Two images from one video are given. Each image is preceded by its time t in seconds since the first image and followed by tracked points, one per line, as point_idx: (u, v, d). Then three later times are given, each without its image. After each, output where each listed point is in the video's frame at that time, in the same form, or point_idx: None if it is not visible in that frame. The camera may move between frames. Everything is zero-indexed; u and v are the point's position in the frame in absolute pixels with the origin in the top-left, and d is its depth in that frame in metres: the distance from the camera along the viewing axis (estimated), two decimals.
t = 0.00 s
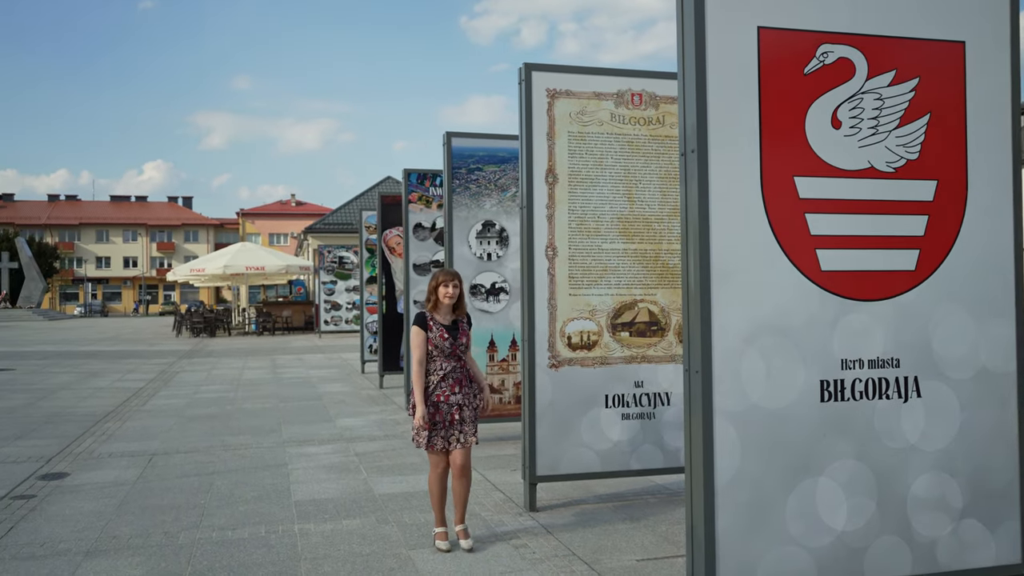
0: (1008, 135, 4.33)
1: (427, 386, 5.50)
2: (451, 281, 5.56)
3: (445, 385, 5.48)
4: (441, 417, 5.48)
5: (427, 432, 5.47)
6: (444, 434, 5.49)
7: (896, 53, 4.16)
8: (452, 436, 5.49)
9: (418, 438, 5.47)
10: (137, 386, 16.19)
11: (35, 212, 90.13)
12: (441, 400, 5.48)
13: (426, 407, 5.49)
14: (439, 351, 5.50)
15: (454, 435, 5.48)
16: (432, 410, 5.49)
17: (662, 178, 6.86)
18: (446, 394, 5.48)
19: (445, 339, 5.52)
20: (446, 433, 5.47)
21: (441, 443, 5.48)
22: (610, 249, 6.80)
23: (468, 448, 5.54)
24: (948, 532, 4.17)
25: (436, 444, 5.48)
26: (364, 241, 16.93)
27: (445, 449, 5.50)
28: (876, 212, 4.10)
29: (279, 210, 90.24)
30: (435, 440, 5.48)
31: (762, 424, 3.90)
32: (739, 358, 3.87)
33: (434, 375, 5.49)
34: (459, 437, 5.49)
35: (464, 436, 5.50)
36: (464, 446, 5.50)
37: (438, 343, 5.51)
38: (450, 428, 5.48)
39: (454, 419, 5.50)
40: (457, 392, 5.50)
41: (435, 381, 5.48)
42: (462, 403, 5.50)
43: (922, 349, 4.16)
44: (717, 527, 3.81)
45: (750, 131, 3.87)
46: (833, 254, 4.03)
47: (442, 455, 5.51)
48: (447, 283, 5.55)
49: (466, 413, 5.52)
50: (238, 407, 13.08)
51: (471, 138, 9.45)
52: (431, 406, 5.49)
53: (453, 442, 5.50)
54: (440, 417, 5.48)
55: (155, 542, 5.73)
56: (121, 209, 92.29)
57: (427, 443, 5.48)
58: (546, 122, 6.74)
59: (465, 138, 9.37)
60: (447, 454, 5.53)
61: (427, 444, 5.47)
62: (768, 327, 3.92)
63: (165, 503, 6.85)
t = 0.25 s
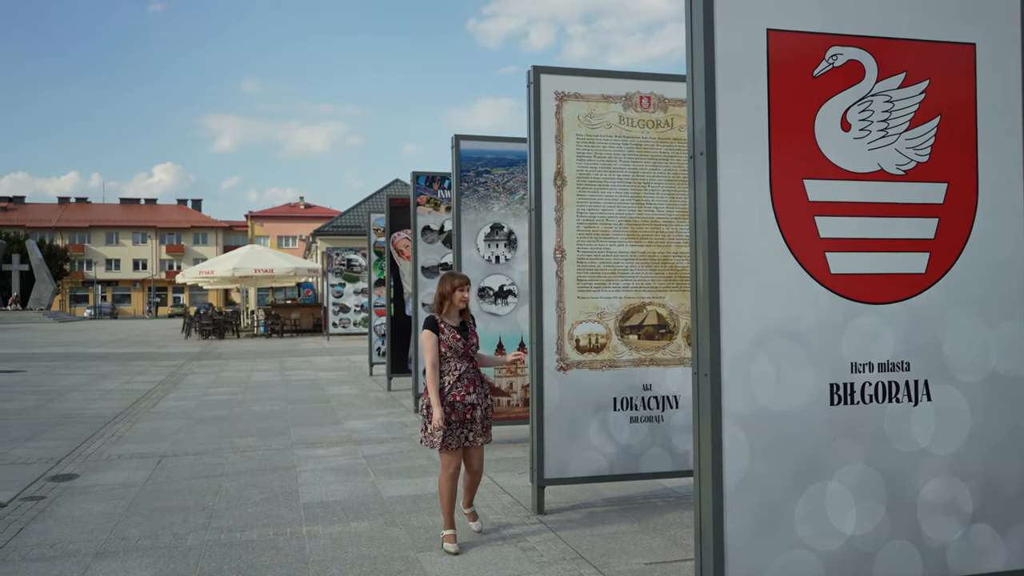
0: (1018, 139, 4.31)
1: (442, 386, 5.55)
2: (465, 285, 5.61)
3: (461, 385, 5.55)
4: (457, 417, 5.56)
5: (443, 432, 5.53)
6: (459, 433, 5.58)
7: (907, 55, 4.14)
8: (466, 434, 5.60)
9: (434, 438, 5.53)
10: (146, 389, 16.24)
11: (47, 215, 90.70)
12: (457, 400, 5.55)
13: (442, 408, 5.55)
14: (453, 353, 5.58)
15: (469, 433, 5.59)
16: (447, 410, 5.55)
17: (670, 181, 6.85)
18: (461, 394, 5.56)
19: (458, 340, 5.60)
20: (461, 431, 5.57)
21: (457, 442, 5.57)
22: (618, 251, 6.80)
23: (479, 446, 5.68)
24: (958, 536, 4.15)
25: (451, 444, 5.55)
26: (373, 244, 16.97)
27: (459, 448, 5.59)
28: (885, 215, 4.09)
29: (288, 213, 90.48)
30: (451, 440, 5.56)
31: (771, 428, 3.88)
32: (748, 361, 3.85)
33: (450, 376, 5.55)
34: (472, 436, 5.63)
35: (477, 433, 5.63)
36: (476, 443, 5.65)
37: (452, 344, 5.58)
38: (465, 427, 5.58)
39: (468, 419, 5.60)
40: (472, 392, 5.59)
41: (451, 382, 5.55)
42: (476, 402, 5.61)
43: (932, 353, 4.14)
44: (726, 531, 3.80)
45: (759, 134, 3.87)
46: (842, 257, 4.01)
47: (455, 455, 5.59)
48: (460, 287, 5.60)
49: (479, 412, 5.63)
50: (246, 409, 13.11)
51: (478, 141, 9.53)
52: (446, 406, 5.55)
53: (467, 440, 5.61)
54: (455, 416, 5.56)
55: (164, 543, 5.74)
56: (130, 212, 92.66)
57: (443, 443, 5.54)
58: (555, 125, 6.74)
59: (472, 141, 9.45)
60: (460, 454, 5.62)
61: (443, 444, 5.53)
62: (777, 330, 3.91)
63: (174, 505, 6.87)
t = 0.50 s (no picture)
0: None
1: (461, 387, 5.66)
2: (476, 287, 5.82)
3: (480, 385, 5.69)
4: (477, 416, 5.67)
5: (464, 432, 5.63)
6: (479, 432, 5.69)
7: (913, 59, 4.14)
8: (485, 433, 5.72)
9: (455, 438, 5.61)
10: (150, 389, 16.26)
11: (52, 215, 90.89)
12: (476, 399, 5.68)
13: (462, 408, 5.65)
14: (469, 353, 5.72)
15: (487, 432, 5.72)
16: (467, 410, 5.66)
17: (675, 184, 6.86)
18: (480, 393, 5.69)
19: (474, 341, 5.75)
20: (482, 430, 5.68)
21: (477, 441, 5.67)
22: (623, 254, 6.79)
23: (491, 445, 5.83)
24: (962, 541, 4.14)
25: (472, 443, 5.65)
26: (377, 245, 16.99)
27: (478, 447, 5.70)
28: (890, 219, 4.08)
29: (292, 214, 90.60)
30: (472, 439, 5.65)
31: (775, 432, 3.88)
32: (752, 364, 3.85)
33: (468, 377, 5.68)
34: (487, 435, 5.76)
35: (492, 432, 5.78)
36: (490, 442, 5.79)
37: (469, 345, 5.72)
38: (484, 426, 5.71)
39: (485, 418, 5.73)
40: (488, 391, 5.74)
41: (470, 382, 5.68)
42: (492, 401, 5.76)
43: (936, 357, 4.14)
44: (729, 534, 3.80)
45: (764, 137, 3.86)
46: (847, 260, 4.01)
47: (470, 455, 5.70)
48: (472, 289, 5.80)
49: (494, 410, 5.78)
50: (250, 410, 13.13)
51: (482, 143, 9.53)
52: (466, 406, 5.66)
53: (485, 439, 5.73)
54: (475, 415, 5.67)
55: (167, 543, 5.75)
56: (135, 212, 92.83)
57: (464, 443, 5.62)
58: (560, 127, 6.74)
59: (477, 143, 9.45)
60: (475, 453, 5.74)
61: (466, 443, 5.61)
62: (782, 334, 3.90)
63: (177, 505, 6.87)
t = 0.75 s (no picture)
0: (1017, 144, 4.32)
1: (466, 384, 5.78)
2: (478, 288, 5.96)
3: (484, 381, 5.82)
4: (481, 412, 5.80)
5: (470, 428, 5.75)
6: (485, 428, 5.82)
7: (907, 59, 4.15)
8: (491, 428, 5.84)
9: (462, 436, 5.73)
10: (144, 390, 16.22)
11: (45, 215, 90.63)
12: (480, 395, 5.80)
13: (467, 405, 5.77)
14: (474, 352, 5.83)
15: (492, 427, 5.85)
16: (472, 407, 5.78)
17: (669, 184, 6.86)
18: (484, 389, 5.82)
19: (478, 339, 5.87)
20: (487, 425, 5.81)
21: (483, 436, 5.80)
22: (618, 254, 6.80)
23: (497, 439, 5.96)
24: (956, 540, 4.15)
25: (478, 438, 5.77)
26: (372, 245, 16.97)
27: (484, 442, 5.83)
28: (884, 219, 4.09)
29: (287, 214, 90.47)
30: (478, 434, 5.78)
31: (769, 432, 3.88)
32: (747, 364, 3.86)
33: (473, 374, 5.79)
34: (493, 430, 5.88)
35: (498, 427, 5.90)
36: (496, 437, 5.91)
37: (473, 343, 5.84)
38: (489, 421, 5.83)
39: (490, 413, 5.85)
40: (492, 387, 5.87)
41: (475, 379, 5.80)
42: (496, 397, 5.89)
43: (930, 357, 4.14)
44: (723, 534, 3.80)
45: (758, 138, 3.87)
46: (841, 260, 4.02)
47: (472, 450, 5.80)
48: (474, 290, 5.94)
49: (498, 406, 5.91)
50: (244, 410, 13.10)
51: (478, 143, 9.57)
52: (471, 402, 5.78)
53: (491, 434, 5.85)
54: (480, 412, 5.80)
55: (161, 544, 5.73)
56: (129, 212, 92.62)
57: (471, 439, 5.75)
58: (555, 127, 6.74)
59: (473, 143, 9.48)
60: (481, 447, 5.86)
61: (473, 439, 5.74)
62: (776, 334, 3.91)
63: (171, 506, 6.86)
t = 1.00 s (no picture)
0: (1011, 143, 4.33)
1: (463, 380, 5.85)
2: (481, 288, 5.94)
3: (480, 377, 5.90)
4: (477, 408, 5.88)
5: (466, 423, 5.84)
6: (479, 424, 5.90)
7: (902, 59, 4.16)
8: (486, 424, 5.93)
9: (456, 430, 5.81)
10: (139, 389, 16.18)
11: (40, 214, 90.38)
12: (476, 391, 5.88)
13: (463, 400, 5.85)
14: (473, 348, 5.89)
15: (487, 423, 5.93)
16: (468, 402, 5.86)
17: (665, 183, 6.87)
18: (480, 386, 5.89)
19: (477, 336, 5.92)
20: (482, 421, 5.89)
21: (477, 432, 5.89)
22: (613, 253, 6.80)
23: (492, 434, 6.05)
24: (950, 538, 4.16)
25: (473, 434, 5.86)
26: (367, 244, 16.95)
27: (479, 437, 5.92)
28: (879, 217, 4.10)
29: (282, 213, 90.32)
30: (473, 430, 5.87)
31: (764, 430, 3.89)
32: (742, 362, 3.87)
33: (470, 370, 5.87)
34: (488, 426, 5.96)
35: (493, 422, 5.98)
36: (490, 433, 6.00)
37: (472, 340, 5.89)
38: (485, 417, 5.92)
39: (486, 409, 5.94)
40: (488, 384, 5.94)
41: (472, 375, 5.87)
42: (492, 393, 5.97)
43: (924, 356, 4.16)
44: (718, 532, 3.81)
45: (753, 137, 3.87)
46: (836, 259, 4.03)
47: (472, 445, 5.88)
48: (477, 289, 5.93)
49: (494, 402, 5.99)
50: (239, 409, 13.09)
51: (473, 142, 9.51)
52: (467, 398, 5.86)
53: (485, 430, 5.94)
54: (476, 407, 5.88)
55: (156, 543, 5.73)
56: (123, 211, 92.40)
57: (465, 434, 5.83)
58: (550, 126, 6.74)
59: (468, 142, 9.44)
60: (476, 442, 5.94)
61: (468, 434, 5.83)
62: (771, 332, 3.92)
63: (166, 505, 6.85)
